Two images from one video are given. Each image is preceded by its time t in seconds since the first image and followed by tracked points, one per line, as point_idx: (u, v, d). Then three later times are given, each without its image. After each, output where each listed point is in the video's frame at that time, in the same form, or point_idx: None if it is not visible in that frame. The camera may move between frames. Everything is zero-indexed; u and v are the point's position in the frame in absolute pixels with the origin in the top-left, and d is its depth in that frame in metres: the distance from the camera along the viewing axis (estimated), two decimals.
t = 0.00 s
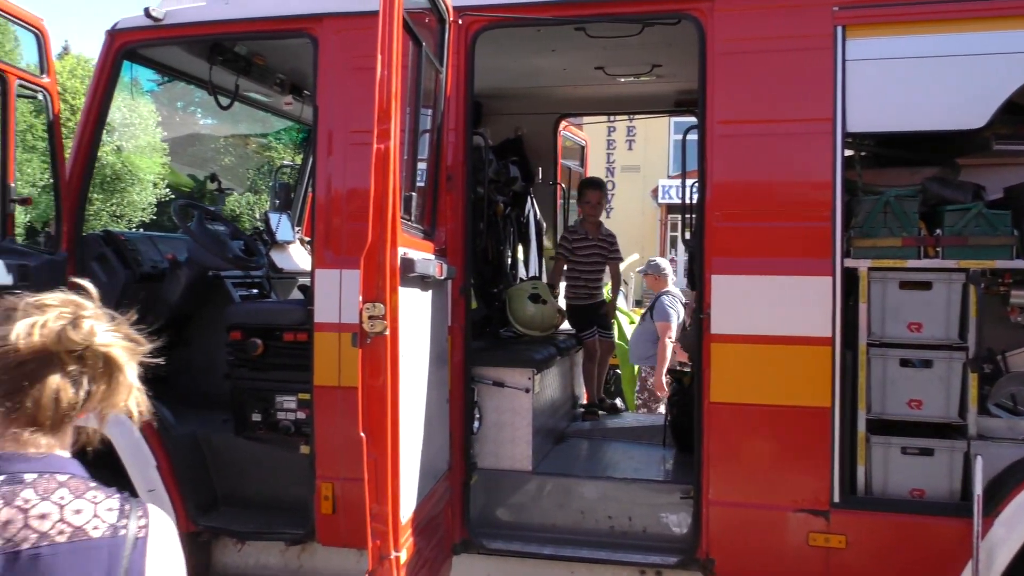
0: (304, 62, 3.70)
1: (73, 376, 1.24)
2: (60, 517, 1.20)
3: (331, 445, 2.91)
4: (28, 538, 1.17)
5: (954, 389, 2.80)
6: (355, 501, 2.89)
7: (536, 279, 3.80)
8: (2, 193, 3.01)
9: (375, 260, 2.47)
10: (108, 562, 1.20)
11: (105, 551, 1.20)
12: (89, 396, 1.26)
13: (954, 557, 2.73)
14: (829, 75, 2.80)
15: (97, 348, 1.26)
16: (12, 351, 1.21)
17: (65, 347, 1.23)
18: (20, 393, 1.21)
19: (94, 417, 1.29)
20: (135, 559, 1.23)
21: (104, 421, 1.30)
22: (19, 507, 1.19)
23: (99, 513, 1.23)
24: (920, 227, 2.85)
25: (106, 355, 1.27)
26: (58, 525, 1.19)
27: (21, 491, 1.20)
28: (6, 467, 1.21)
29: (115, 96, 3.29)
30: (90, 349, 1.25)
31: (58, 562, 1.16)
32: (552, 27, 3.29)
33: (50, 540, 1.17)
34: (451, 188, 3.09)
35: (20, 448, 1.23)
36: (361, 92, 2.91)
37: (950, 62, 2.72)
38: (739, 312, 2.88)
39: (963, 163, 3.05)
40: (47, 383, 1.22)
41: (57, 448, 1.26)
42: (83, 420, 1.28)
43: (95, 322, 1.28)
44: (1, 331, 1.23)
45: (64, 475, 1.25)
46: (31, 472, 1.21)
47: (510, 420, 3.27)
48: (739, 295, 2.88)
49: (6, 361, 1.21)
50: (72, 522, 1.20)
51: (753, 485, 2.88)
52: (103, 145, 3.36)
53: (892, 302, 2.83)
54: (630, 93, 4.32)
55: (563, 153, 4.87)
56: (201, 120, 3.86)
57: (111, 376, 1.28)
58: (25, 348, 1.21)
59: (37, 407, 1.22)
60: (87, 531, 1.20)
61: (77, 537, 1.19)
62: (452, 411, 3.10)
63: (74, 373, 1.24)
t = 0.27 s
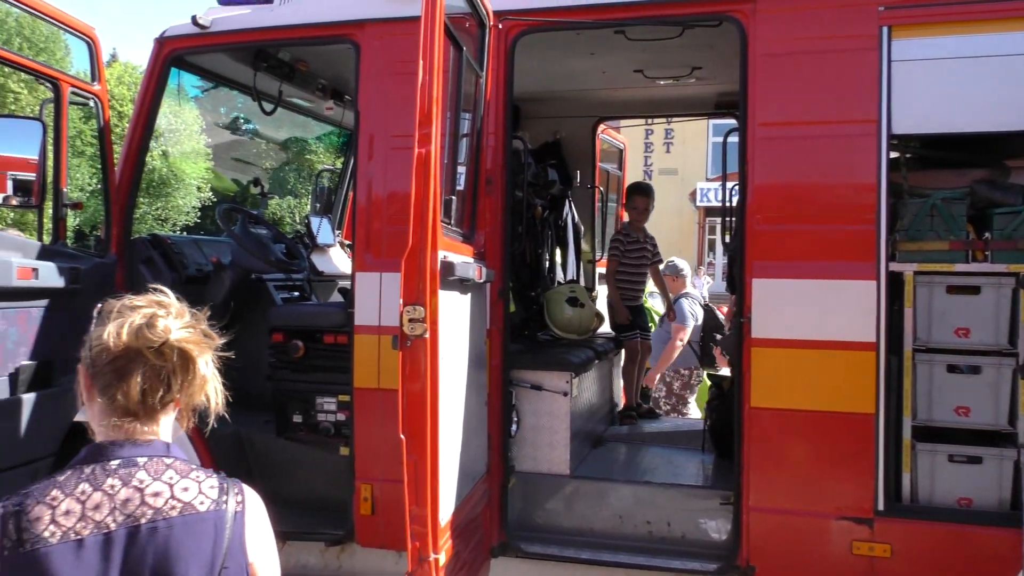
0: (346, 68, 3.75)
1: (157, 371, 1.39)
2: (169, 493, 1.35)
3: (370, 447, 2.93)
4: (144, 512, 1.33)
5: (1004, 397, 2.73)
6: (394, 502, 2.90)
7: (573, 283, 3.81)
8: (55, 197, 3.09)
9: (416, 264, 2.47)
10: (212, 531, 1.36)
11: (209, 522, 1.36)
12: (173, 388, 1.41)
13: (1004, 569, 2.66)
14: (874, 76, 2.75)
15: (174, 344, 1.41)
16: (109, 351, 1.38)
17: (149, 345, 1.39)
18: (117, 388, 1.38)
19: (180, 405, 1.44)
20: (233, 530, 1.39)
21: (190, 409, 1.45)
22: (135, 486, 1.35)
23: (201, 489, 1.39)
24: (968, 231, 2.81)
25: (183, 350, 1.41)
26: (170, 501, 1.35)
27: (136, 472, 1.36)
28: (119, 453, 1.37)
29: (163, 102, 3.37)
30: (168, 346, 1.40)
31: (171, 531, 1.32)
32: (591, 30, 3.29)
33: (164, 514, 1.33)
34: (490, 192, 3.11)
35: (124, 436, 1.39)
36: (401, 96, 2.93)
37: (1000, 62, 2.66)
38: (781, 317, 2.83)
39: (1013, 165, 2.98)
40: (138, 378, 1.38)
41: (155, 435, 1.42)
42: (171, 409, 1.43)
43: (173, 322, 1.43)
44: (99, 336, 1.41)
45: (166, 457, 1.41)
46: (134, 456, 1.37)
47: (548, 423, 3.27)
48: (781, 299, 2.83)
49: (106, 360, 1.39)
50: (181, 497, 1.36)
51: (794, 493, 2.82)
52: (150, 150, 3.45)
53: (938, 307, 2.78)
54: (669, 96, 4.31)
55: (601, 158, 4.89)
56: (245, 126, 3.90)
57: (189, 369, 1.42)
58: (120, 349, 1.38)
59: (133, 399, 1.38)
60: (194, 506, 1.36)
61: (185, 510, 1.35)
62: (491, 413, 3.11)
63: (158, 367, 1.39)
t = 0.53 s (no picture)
0: (368, 72, 3.78)
1: (190, 366, 1.48)
2: (222, 479, 1.46)
3: (392, 448, 2.94)
4: (200, 497, 1.43)
5: None
6: (415, 504, 2.91)
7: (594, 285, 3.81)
8: (82, 201, 3.13)
9: (437, 267, 2.48)
10: (261, 513, 1.48)
11: (257, 505, 1.48)
12: (207, 381, 1.49)
13: None
14: (901, 78, 2.73)
15: (205, 341, 1.49)
16: (148, 350, 1.48)
17: (183, 343, 1.47)
18: (157, 384, 1.47)
19: (216, 397, 1.52)
20: (278, 511, 1.51)
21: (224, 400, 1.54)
22: (189, 474, 1.45)
23: (247, 474, 1.50)
24: (996, 235, 2.77)
25: (212, 346, 1.49)
26: (222, 486, 1.45)
27: (189, 461, 1.46)
28: (166, 442, 1.47)
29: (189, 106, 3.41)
30: (200, 343, 1.48)
31: (225, 514, 1.43)
32: (615, 34, 3.29)
33: (218, 499, 1.44)
34: (512, 195, 3.12)
35: (169, 426, 1.49)
36: (424, 100, 2.95)
37: None
38: (805, 321, 2.80)
39: None
40: (174, 373, 1.47)
41: (197, 425, 1.51)
42: (208, 401, 1.51)
43: (203, 320, 1.52)
44: (139, 337, 1.51)
45: (208, 445, 1.50)
46: (179, 444, 1.47)
47: (569, 427, 3.27)
48: (805, 303, 2.81)
49: (146, 358, 1.48)
50: (233, 482, 1.47)
51: (817, 498, 2.80)
52: (176, 154, 3.48)
53: (965, 312, 2.72)
54: (692, 99, 4.29)
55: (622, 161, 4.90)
56: (268, 129, 3.93)
57: (219, 364, 1.50)
58: (157, 348, 1.48)
59: (172, 393, 1.47)
60: (243, 490, 1.47)
61: (237, 495, 1.46)
62: (512, 416, 3.11)
63: (192, 362, 1.48)
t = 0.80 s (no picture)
0: (381, 75, 3.80)
1: (228, 360, 1.51)
2: (257, 461, 1.51)
3: (404, 451, 2.95)
4: (238, 478, 1.47)
5: None
6: (427, 507, 2.91)
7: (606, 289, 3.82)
8: (98, 204, 3.16)
9: (450, 270, 2.48)
10: (294, 494, 1.53)
11: (290, 486, 1.53)
12: (242, 373, 1.53)
13: None
14: (915, 81, 2.71)
15: (243, 336, 1.52)
16: (185, 342, 1.50)
17: (222, 337, 1.50)
18: (194, 375, 1.50)
19: (248, 389, 1.57)
20: (308, 492, 1.56)
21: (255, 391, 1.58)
22: (226, 457, 1.49)
23: (279, 458, 1.55)
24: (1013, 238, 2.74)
25: (249, 341, 1.53)
26: (257, 468, 1.50)
27: (226, 444, 1.50)
28: (203, 429, 1.50)
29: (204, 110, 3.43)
30: (238, 338, 1.51)
31: (261, 494, 1.48)
32: (628, 37, 3.30)
33: (254, 481, 1.49)
34: (524, 198, 3.12)
35: (203, 415, 1.52)
36: (437, 104, 2.96)
37: None
38: (818, 325, 2.79)
39: None
40: (211, 366, 1.50)
41: (230, 414, 1.55)
42: (240, 392, 1.56)
43: (240, 316, 1.55)
44: (175, 329, 1.52)
45: (240, 433, 1.54)
46: (213, 432, 1.51)
47: (581, 430, 3.27)
48: (818, 307, 2.79)
49: (183, 350, 1.50)
50: (267, 464, 1.52)
51: (831, 503, 2.78)
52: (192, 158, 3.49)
53: (981, 316, 2.70)
54: (704, 102, 4.29)
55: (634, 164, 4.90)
56: (281, 132, 3.98)
57: (255, 357, 1.54)
58: (196, 341, 1.50)
59: (208, 384, 1.51)
60: (276, 472, 1.52)
61: (271, 477, 1.51)
62: (524, 419, 3.11)
63: (228, 355, 1.51)
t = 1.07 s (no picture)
0: (395, 77, 3.81)
1: (266, 354, 1.54)
2: (294, 449, 1.55)
3: (416, 451, 2.95)
4: (279, 464, 1.51)
5: None
6: (439, 508, 2.91)
7: (619, 291, 3.80)
8: (115, 206, 3.17)
9: (463, 271, 2.48)
10: (329, 478, 1.59)
11: (325, 471, 1.59)
12: (279, 368, 1.56)
13: None
14: (932, 81, 2.69)
15: (282, 331, 1.56)
16: (225, 335, 1.51)
17: (263, 331, 1.53)
18: (232, 368, 1.52)
19: (282, 384, 1.59)
20: (336, 479, 1.62)
21: (287, 387, 1.60)
22: (265, 446, 1.51)
23: (311, 446, 1.60)
24: None
25: (288, 336, 1.56)
26: (293, 455, 1.54)
27: (265, 433, 1.52)
28: (239, 420, 1.51)
29: (219, 111, 3.46)
30: (279, 333, 1.55)
31: (302, 479, 1.53)
32: (641, 38, 3.29)
33: (294, 467, 1.53)
34: (537, 199, 3.12)
35: (237, 408, 1.53)
36: (450, 105, 2.96)
37: None
38: (833, 328, 2.77)
39: None
40: (251, 360, 1.52)
41: (263, 408, 1.57)
42: (273, 387, 1.58)
43: (279, 312, 1.58)
44: (213, 322, 1.53)
45: (273, 425, 1.56)
46: (249, 423, 1.52)
47: (594, 432, 3.27)
48: (833, 309, 2.77)
49: (222, 343, 1.52)
50: (304, 451, 1.57)
51: (846, 506, 2.76)
52: (207, 160, 3.51)
53: (998, 318, 2.67)
54: (718, 103, 4.27)
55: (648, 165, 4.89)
56: (294, 134, 3.96)
57: (292, 351, 1.58)
58: (237, 334, 1.52)
59: (245, 377, 1.52)
60: (310, 459, 1.57)
61: (309, 463, 1.56)
62: (536, 421, 3.11)
63: (268, 347, 1.54)
